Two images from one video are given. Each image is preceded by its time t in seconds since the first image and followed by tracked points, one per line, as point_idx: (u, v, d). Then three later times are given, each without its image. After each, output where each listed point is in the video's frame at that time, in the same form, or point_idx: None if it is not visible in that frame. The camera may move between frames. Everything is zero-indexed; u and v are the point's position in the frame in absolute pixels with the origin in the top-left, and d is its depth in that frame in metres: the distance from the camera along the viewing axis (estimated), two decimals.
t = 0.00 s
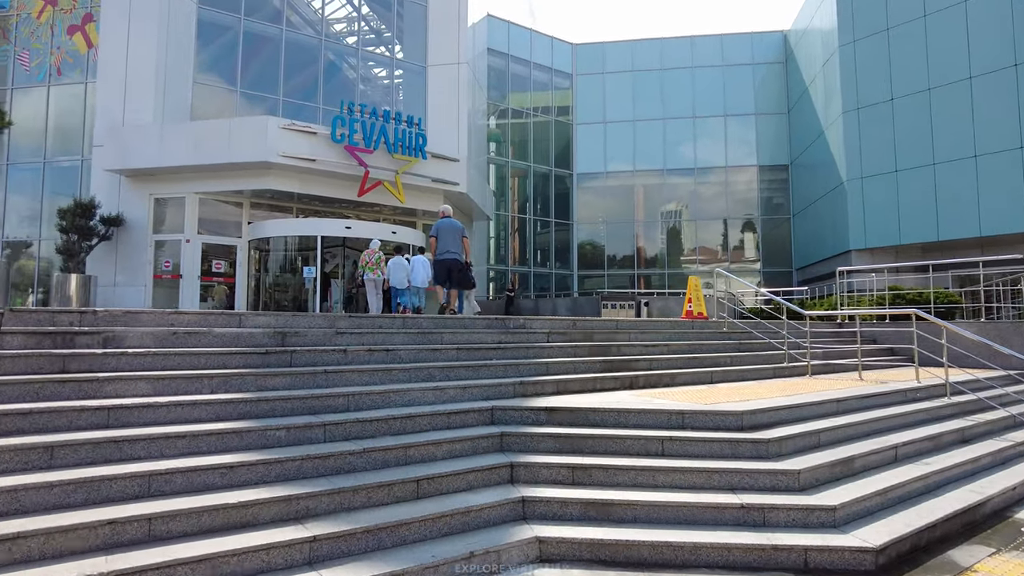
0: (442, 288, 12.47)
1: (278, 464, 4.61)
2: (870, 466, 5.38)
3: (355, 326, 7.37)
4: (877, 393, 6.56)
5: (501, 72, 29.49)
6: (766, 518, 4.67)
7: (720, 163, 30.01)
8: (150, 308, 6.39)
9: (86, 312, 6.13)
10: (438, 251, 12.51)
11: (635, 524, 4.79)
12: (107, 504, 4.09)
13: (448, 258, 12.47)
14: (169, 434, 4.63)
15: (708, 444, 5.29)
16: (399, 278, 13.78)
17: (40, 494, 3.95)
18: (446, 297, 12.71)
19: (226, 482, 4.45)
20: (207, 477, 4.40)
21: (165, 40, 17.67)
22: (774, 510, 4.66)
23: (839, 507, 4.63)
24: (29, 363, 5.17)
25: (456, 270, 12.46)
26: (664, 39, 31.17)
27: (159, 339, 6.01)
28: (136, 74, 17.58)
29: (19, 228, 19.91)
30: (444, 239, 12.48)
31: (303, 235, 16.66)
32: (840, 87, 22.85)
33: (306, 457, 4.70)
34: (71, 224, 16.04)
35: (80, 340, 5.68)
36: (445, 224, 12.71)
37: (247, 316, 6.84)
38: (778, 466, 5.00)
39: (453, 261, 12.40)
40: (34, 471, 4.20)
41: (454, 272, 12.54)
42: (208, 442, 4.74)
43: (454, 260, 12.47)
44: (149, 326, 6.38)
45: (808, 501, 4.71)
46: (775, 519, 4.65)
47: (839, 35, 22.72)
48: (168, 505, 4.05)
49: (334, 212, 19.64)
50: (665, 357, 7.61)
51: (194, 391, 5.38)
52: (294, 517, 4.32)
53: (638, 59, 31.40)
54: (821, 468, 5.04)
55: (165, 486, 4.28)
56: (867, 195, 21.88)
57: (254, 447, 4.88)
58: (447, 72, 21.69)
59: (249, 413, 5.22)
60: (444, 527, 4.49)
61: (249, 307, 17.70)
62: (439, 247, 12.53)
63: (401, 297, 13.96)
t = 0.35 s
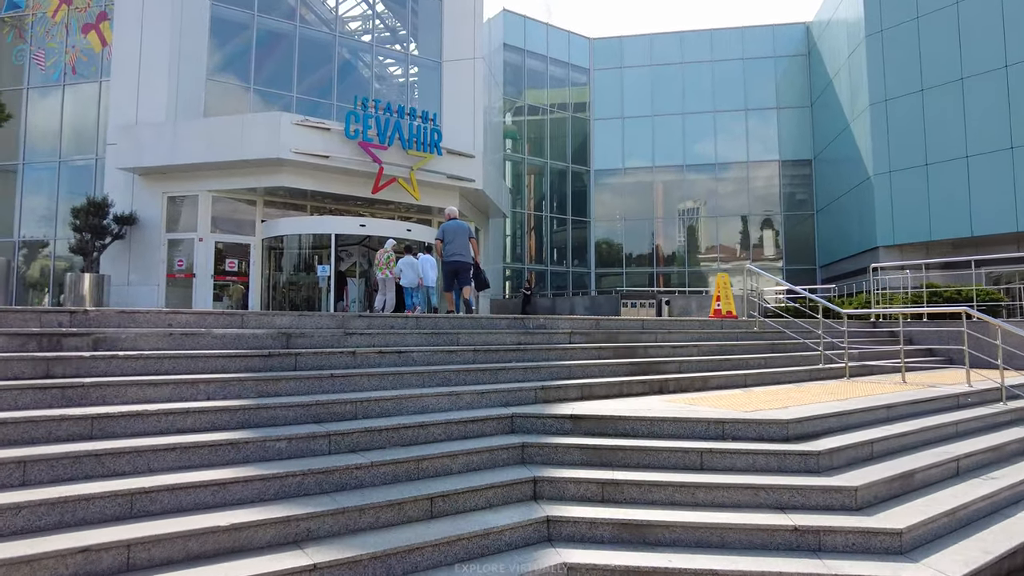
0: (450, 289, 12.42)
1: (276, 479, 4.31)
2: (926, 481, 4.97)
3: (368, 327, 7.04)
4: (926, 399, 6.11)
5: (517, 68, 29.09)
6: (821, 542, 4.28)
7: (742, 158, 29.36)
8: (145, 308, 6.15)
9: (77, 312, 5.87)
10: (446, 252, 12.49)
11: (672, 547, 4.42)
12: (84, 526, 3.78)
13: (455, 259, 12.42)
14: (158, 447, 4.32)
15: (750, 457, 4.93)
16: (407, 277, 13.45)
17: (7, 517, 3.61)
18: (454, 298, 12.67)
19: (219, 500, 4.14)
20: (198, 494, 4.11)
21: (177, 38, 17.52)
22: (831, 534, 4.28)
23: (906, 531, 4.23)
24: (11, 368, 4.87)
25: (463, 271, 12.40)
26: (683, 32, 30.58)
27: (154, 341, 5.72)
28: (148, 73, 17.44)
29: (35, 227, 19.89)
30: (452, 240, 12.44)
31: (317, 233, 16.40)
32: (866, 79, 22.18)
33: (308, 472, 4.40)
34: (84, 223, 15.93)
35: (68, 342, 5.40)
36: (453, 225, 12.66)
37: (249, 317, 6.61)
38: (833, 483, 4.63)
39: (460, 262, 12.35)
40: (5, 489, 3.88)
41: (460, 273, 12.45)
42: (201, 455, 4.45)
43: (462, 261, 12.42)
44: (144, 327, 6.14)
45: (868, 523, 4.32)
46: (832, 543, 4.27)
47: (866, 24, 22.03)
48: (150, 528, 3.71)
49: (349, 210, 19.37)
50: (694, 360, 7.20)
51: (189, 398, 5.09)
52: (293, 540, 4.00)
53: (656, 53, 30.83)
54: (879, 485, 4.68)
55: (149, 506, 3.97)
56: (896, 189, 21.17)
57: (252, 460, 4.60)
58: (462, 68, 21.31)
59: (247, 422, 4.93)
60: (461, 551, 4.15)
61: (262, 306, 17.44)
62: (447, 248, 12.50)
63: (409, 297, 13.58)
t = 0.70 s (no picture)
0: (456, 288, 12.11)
1: (270, 498, 3.98)
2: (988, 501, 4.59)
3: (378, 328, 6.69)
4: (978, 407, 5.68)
5: (529, 64, 28.71)
6: (890, 570, 3.92)
7: (758, 155, 28.82)
8: (134, 306, 5.85)
9: (59, 310, 5.56)
10: (452, 250, 12.15)
11: (716, 575, 4.11)
12: (48, 555, 3.42)
13: (460, 257, 12.07)
14: (140, 461, 3.99)
15: (797, 472, 4.64)
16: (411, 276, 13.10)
17: None
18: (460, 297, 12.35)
19: (205, 523, 3.80)
20: (181, 516, 3.75)
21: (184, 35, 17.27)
22: (901, 562, 3.91)
23: (988, 561, 3.86)
24: None
25: (468, 269, 12.06)
26: (697, 27, 30.08)
27: (142, 342, 5.41)
28: (155, 70, 17.21)
29: (42, 227, 19.72)
30: (459, 238, 12.09)
31: (326, 231, 16.07)
32: (886, 74, 21.63)
33: (306, 489, 4.07)
34: (90, 221, 15.70)
35: (48, 343, 5.06)
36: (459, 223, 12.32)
37: (247, 316, 6.30)
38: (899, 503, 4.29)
39: (465, 260, 11.99)
40: None
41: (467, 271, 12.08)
42: (188, 470, 4.12)
43: (467, 259, 12.06)
44: (133, 326, 5.84)
45: (938, 551, 3.94)
46: (901, 571, 3.91)
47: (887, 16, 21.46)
48: (124, 558, 3.34)
49: (358, 207, 19.05)
50: (724, 363, 6.79)
51: (177, 406, 4.75)
52: (291, 568, 3.66)
53: (670, 48, 30.33)
54: (946, 506, 4.36)
55: (128, 529, 3.63)
56: (918, 186, 20.57)
57: (246, 474, 4.26)
58: (473, 64, 20.93)
59: (241, 432, 4.59)
60: None
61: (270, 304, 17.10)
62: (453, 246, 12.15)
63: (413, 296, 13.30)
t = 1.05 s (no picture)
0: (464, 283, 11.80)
1: (269, 512, 3.63)
2: None
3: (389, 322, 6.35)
4: None
5: (541, 55, 28.28)
6: None
7: (775, 146, 28.25)
8: (125, 297, 5.56)
9: (41, 301, 5.25)
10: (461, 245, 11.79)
11: None
12: None
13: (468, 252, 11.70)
14: (119, 469, 3.65)
15: (859, 480, 4.37)
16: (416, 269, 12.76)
17: None
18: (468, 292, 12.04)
19: (194, 540, 3.46)
20: (166, 534, 3.41)
21: (191, 25, 16.94)
22: None
23: None
24: None
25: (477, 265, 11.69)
26: (712, 16, 29.52)
27: (131, 334, 5.09)
28: (161, 61, 16.92)
29: (50, 220, 19.50)
30: (468, 233, 11.71)
31: (334, 223, 15.73)
32: (909, 63, 21.05)
33: (310, 502, 3.73)
34: (96, 213, 15.45)
35: (28, 335, 4.77)
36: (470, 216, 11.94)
37: (247, 307, 6.05)
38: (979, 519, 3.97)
39: (473, 254, 11.63)
40: None
41: (478, 266, 11.69)
42: (177, 479, 3.79)
43: (476, 254, 11.67)
44: (125, 317, 5.56)
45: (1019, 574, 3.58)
46: None
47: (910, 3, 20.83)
48: None
49: (368, 200, 18.73)
50: (756, 360, 6.43)
51: (167, 406, 4.42)
52: None
53: (684, 38, 29.78)
54: None
55: (101, 551, 3.27)
56: (943, 178, 19.98)
57: (243, 483, 3.94)
58: (484, 54, 20.51)
59: (237, 435, 4.26)
60: None
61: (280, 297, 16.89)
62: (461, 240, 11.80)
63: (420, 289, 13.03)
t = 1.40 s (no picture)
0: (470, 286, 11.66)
1: (264, 556, 3.27)
2: None
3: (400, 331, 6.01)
4: None
5: (555, 51, 27.83)
6: None
7: (795, 142, 27.61)
8: (112, 302, 5.28)
9: (18, 306, 4.95)
10: (469, 249, 11.66)
11: None
12: None
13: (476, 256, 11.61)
14: (89, 506, 3.29)
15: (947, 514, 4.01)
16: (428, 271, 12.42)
17: None
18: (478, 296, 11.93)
19: None
20: None
21: (201, 23, 16.68)
22: None
23: None
24: None
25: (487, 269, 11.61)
26: (730, 10, 28.94)
27: (118, 343, 4.82)
28: (171, 60, 16.71)
29: (62, 220, 19.37)
30: (477, 237, 11.57)
31: (346, 223, 15.42)
32: (937, 56, 20.42)
33: (313, 543, 3.37)
34: (106, 213, 15.24)
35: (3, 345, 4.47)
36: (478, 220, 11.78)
37: (249, 313, 5.76)
38: None
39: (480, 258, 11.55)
40: None
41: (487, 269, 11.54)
42: (160, 514, 3.45)
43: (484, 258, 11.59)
44: (112, 325, 5.28)
45: None
46: None
47: None
48: None
49: (381, 198, 18.42)
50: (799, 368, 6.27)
51: (155, 425, 4.13)
52: None
53: (702, 33, 29.22)
54: None
55: None
56: (972, 174, 19.31)
57: (236, 519, 3.61)
58: (498, 49, 20.07)
59: (234, 461, 3.97)
60: None
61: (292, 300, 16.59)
62: (470, 244, 11.66)
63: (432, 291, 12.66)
